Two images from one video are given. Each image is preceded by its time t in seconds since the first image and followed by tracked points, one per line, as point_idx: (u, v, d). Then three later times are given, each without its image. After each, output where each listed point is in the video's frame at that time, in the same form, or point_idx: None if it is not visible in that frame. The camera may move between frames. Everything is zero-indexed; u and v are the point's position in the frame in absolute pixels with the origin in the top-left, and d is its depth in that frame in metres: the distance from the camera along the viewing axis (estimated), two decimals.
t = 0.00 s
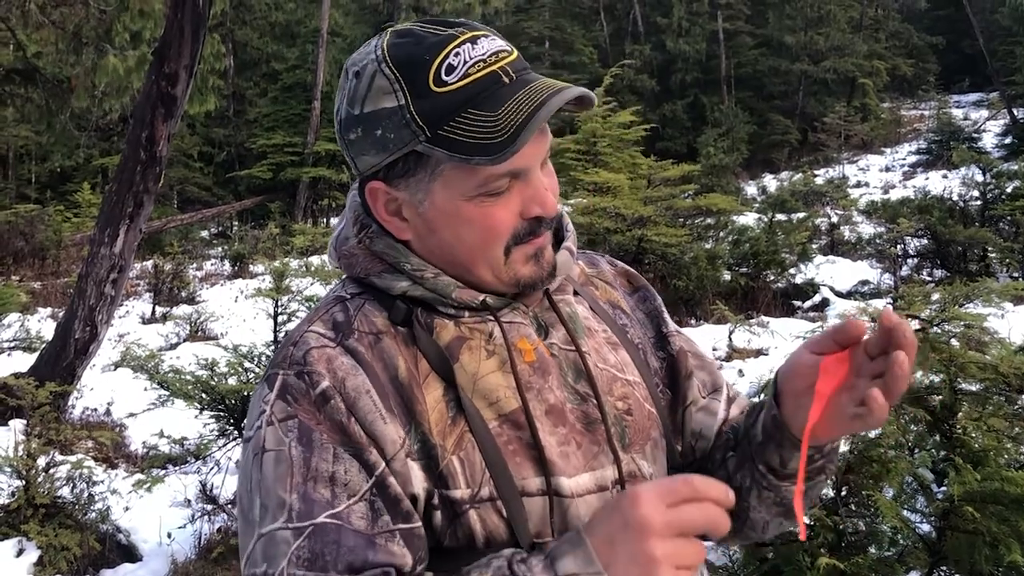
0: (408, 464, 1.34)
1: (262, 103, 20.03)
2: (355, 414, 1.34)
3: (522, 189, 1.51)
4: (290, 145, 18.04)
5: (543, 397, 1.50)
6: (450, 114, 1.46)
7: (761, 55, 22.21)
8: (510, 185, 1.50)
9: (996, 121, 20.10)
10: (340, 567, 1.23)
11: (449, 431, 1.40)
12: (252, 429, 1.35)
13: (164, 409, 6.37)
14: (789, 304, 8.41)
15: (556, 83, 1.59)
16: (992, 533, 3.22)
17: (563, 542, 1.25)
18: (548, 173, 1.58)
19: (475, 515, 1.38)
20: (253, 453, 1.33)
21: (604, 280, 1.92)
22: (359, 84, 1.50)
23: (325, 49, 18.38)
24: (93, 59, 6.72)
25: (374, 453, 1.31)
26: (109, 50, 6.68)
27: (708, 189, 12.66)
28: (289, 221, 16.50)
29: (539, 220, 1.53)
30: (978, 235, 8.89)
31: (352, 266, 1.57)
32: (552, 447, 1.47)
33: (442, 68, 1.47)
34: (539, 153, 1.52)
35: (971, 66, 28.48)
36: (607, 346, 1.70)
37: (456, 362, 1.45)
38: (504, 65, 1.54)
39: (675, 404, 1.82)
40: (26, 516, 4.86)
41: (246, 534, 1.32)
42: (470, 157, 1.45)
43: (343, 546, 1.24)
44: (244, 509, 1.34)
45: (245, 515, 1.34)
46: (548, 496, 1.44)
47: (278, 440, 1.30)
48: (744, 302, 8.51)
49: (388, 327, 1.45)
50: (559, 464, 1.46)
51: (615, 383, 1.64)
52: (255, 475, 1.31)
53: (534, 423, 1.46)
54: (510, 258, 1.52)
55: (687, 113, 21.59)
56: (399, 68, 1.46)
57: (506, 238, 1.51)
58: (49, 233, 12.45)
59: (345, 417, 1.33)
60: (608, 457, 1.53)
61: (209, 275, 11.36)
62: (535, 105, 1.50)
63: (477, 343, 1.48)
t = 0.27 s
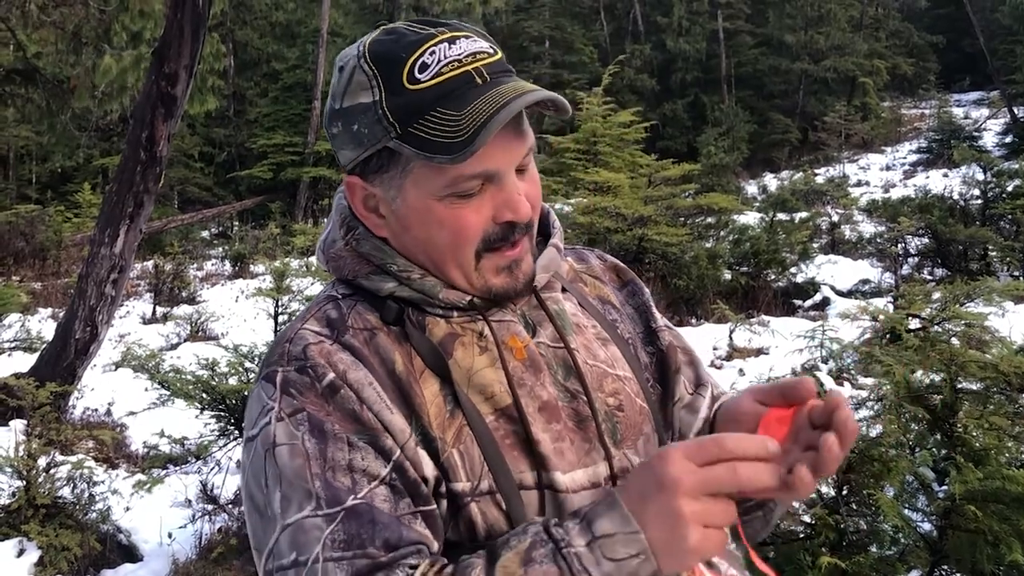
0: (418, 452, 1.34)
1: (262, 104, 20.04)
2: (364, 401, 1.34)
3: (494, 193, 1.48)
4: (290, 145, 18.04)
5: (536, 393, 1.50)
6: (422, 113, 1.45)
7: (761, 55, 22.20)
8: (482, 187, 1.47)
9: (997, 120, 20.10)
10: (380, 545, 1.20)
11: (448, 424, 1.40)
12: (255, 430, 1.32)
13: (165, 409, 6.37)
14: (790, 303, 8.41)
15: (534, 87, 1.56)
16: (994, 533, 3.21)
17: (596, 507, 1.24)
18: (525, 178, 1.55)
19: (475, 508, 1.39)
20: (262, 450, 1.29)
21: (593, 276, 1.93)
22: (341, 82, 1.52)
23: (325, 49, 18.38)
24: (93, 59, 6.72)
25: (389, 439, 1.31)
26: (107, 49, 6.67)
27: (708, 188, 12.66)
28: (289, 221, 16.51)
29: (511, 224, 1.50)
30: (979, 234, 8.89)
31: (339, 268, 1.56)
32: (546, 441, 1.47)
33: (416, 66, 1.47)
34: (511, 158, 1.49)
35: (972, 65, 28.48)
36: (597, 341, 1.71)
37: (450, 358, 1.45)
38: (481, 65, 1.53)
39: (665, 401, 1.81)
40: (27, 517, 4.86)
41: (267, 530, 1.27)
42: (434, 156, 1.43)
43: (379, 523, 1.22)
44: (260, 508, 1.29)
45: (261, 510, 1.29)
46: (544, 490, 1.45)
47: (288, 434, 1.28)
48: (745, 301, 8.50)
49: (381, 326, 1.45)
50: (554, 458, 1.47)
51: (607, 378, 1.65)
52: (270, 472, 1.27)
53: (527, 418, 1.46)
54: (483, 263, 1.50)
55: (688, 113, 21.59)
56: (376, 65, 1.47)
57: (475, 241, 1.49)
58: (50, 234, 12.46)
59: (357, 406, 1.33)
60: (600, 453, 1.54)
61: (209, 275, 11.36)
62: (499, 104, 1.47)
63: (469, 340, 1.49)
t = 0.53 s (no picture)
0: (411, 452, 1.34)
1: (262, 103, 20.03)
2: (357, 401, 1.33)
3: (492, 193, 1.48)
4: (290, 145, 18.04)
5: (535, 391, 1.50)
6: (423, 109, 1.45)
7: (761, 53, 22.18)
8: (479, 186, 1.47)
9: (997, 117, 20.10)
10: (367, 548, 1.21)
11: (444, 424, 1.40)
12: (251, 425, 1.33)
13: (165, 408, 6.36)
14: (790, 301, 8.41)
15: (537, 90, 1.55)
16: (996, 529, 3.21)
17: (598, 530, 1.25)
18: (525, 180, 1.54)
19: (471, 508, 1.39)
20: (256, 448, 1.30)
21: (595, 275, 1.93)
22: (346, 75, 1.53)
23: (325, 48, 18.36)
24: (92, 58, 6.72)
25: (382, 440, 1.31)
26: (106, 48, 6.66)
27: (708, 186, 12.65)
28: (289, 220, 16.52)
29: (508, 225, 1.49)
30: (979, 231, 8.89)
31: (339, 264, 1.56)
32: (544, 440, 1.47)
33: (419, 63, 1.47)
34: (511, 159, 1.49)
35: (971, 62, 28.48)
36: (598, 340, 1.71)
37: (448, 357, 1.45)
38: (485, 65, 1.53)
39: (667, 400, 1.81)
40: (27, 516, 4.85)
41: (258, 528, 1.28)
42: (429, 153, 1.43)
43: (368, 527, 1.23)
44: (252, 505, 1.30)
45: (253, 508, 1.30)
46: (541, 490, 1.45)
47: (282, 433, 1.28)
48: (745, 299, 8.50)
49: (379, 323, 1.45)
50: (551, 457, 1.47)
51: (608, 377, 1.64)
52: (263, 470, 1.28)
53: (525, 417, 1.46)
54: (480, 262, 1.50)
55: (687, 110, 21.58)
56: (380, 60, 1.47)
57: (473, 240, 1.48)
58: (49, 234, 12.45)
59: (349, 406, 1.32)
60: (600, 452, 1.53)
61: (209, 274, 11.36)
62: (497, 104, 1.46)
63: (468, 339, 1.49)
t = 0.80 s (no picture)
0: (406, 450, 1.34)
1: (260, 102, 20.02)
2: (356, 400, 1.33)
3: (498, 193, 1.48)
4: (289, 144, 18.04)
5: (537, 390, 1.51)
6: (433, 106, 1.45)
7: (760, 51, 22.18)
8: (485, 186, 1.47)
9: (995, 115, 20.13)
10: (354, 546, 1.21)
11: (445, 421, 1.40)
12: (251, 418, 1.34)
13: (165, 408, 6.37)
14: (789, 299, 8.42)
15: (549, 93, 1.55)
16: (995, 527, 3.23)
17: (581, 530, 1.22)
18: (533, 182, 1.54)
19: (469, 505, 1.39)
20: (253, 441, 1.31)
21: (601, 276, 1.93)
22: (360, 68, 1.53)
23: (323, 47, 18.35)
24: (91, 57, 6.71)
25: (377, 439, 1.31)
26: (105, 48, 6.65)
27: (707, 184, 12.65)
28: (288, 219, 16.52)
29: (514, 227, 1.49)
30: (978, 229, 8.90)
31: (347, 260, 1.57)
32: (546, 439, 1.47)
33: (432, 61, 1.47)
34: (520, 160, 1.49)
35: (970, 60, 28.50)
36: (604, 340, 1.71)
37: (450, 355, 1.46)
38: (498, 66, 1.53)
39: (673, 401, 1.81)
40: (27, 516, 4.85)
41: (250, 521, 1.29)
42: (438, 150, 1.43)
43: (356, 524, 1.22)
44: (247, 497, 1.31)
45: (248, 501, 1.31)
46: (542, 488, 1.45)
47: (278, 427, 1.28)
48: (743, 298, 8.53)
49: (383, 320, 1.45)
50: (552, 455, 1.47)
51: (612, 377, 1.65)
52: (258, 463, 1.28)
53: (527, 415, 1.46)
54: (484, 261, 1.49)
55: (686, 109, 21.59)
56: (394, 55, 1.48)
57: (478, 239, 1.48)
58: (48, 233, 12.43)
59: (346, 403, 1.32)
60: (603, 452, 1.54)
61: (208, 274, 11.37)
62: (507, 106, 1.46)
63: (472, 338, 1.49)
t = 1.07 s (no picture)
0: (411, 447, 1.34)
1: (258, 102, 20.01)
2: (362, 397, 1.33)
3: (513, 191, 1.48)
4: (287, 143, 18.05)
5: (544, 389, 1.51)
6: (455, 101, 1.45)
7: (758, 50, 22.19)
8: (499, 185, 1.47)
9: (993, 114, 20.16)
10: (352, 543, 1.21)
11: (451, 419, 1.40)
12: (257, 413, 1.34)
13: (164, 408, 6.36)
14: (788, 298, 8.43)
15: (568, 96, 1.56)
16: (995, 526, 3.20)
17: (575, 521, 1.23)
18: (545, 183, 1.54)
19: (474, 503, 1.39)
20: (258, 437, 1.31)
21: (606, 279, 1.94)
22: (382, 59, 1.52)
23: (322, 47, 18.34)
24: (89, 57, 6.70)
25: (380, 435, 1.31)
26: (103, 48, 6.64)
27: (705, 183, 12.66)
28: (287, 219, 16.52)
29: (527, 225, 1.50)
30: (976, 228, 8.92)
31: (355, 257, 1.56)
32: (552, 437, 1.47)
33: (457, 57, 1.46)
34: (536, 161, 1.50)
35: (968, 59, 28.53)
36: (609, 341, 1.71)
37: (457, 353, 1.45)
38: (520, 66, 1.53)
39: (676, 402, 1.80)
40: (26, 517, 4.84)
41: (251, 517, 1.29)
42: (458, 144, 1.42)
43: (355, 521, 1.22)
44: (249, 494, 1.31)
45: (250, 499, 1.32)
46: (546, 487, 1.45)
47: (283, 423, 1.29)
48: (742, 297, 8.55)
49: (391, 318, 1.45)
50: (556, 454, 1.47)
51: (618, 378, 1.65)
52: (262, 459, 1.29)
53: (534, 414, 1.46)
54: (495, 258, 1.50)
55: (685, 109, 21.60)
56: (418, 48, 1.47)
57: (491, 236, 1.48)
58: (46, 234, 12.41)
59: (350, 399, 1.32)
60: (608, 452, 1.54)
61: (207, 274, 11.37)
62: (531, 105, 1.46)
63: (479, 336, 1.49)
